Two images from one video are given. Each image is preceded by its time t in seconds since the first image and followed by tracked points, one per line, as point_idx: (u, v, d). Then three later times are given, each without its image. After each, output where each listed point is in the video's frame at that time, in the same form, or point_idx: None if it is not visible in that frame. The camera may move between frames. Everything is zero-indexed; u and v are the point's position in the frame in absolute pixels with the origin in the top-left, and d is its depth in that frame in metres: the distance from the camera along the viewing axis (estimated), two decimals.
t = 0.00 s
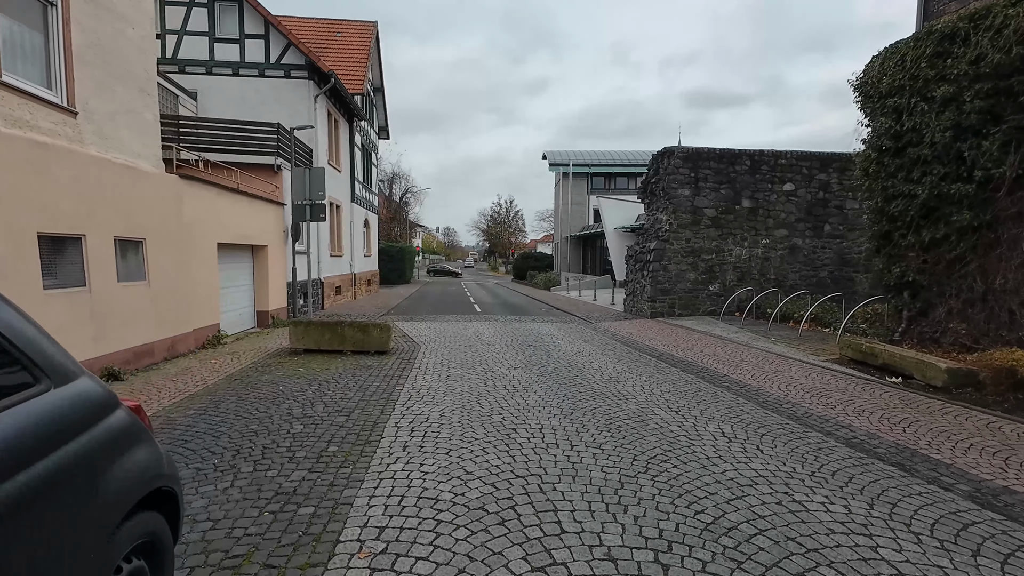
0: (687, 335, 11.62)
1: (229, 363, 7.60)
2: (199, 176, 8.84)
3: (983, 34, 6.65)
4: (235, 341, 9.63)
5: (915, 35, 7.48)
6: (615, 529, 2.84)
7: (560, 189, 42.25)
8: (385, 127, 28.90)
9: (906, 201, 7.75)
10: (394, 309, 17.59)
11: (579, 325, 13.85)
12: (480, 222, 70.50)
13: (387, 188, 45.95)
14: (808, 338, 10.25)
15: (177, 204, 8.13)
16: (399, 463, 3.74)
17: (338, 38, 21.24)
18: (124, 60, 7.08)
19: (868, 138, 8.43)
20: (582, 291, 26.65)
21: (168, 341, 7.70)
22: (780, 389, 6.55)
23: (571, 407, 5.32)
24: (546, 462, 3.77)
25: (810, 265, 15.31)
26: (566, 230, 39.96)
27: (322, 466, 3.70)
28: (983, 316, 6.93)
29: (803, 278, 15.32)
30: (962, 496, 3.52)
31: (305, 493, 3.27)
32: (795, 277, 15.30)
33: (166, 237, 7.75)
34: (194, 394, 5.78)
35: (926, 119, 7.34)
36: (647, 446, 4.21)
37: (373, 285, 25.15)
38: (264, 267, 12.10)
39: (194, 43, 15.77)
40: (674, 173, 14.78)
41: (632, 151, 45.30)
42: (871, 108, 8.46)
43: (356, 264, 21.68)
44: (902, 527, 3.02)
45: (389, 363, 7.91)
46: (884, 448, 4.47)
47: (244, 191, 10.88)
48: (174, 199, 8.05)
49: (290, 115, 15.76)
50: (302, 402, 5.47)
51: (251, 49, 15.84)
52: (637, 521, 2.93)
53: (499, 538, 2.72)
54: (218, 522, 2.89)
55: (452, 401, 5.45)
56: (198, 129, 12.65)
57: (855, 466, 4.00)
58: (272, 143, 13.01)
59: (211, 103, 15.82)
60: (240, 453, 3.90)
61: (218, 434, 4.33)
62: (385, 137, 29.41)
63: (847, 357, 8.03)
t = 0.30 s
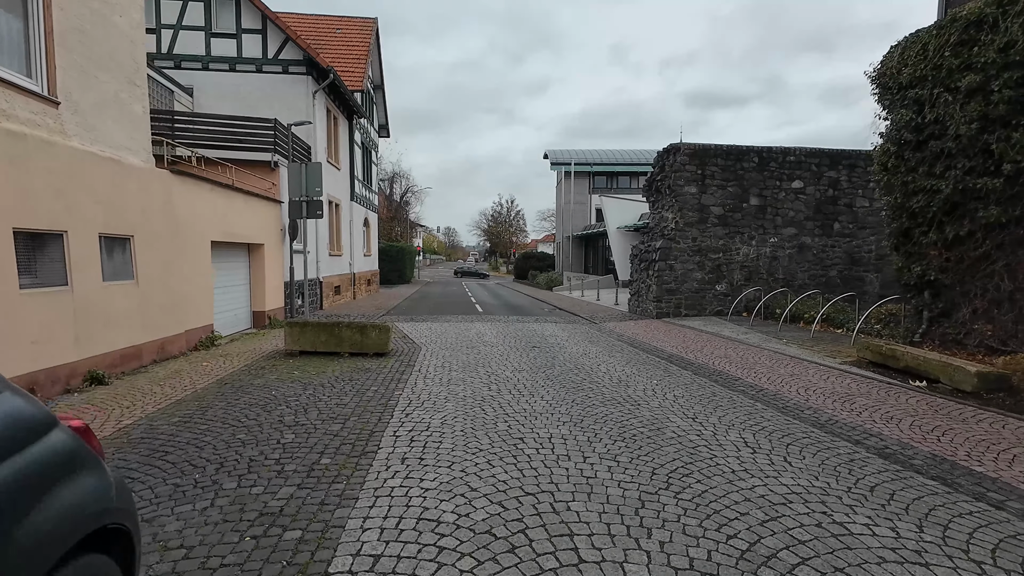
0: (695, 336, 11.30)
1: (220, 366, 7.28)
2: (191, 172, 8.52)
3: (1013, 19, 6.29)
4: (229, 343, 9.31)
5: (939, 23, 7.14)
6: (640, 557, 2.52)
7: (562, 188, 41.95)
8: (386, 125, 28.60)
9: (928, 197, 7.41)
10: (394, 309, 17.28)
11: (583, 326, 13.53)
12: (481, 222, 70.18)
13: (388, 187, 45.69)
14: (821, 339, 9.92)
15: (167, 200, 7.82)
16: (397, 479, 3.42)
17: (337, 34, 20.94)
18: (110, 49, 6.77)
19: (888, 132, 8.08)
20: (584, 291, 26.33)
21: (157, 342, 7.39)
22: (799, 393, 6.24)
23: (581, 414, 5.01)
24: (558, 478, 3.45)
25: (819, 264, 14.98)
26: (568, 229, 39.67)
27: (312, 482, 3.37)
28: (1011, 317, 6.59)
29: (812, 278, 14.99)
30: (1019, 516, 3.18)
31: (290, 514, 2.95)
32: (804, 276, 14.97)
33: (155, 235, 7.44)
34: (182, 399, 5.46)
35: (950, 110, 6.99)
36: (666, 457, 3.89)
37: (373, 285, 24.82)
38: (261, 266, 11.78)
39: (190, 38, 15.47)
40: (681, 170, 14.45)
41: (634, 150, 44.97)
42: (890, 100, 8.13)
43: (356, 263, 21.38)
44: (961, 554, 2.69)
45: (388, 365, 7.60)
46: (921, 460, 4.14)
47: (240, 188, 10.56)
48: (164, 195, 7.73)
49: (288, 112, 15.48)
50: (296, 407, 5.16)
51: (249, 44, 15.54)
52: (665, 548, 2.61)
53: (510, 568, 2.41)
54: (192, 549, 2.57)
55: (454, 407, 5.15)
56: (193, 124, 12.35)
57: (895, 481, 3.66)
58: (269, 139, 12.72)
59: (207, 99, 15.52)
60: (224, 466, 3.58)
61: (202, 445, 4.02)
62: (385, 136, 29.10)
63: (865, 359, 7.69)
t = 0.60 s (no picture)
0: (704, 339, 10.99)
1: (212, 373, 6.97)
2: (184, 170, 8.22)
3: None
4: (224, 347, 9.00)
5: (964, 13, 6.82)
6: None
7: (564, 188, 41.64)
8: (387, 124, 28.30)
9: (951, 196, 7.09)
10: (395, 311, 16.99)
11: (588, 328, 13.23)
12: (482, 222, 69.89)
13: (390, 187, 45.43)
14: (836, 343, 9.59)
15: (157, 198, 7.52)
16: (396, 504, 3.11)
17: (337, 32, 20.65)
18: (97, 42, 6.49)
19: (908, 128, 7.76)
20: (588, 292, 26.03)
21: (147, 347, 7.10)
22: (821, 402, 5.92)
23: (593, 426, 4.70)
24: (574, 503, 3.14)
25: (828, 265, 14.66)
26: (570, 230, 39.37)
27: (303, 509, 3.05)
28: None
29: (821, 279, 14.68)
30: None
31: (275, 548, 2.64)
32: (813, 277, 14.65)
33: (145, 235, 7.14)
34: (170, 409, 5.16)
35: (976, 105, 6.67)
36: (689, 476, 3.58)
37: (373, 286, 24.53)
38: (258, 267, 11.49)
39: (187, 35, 15.19)
40: (688, 169, 14.15)
41: (637, 150, 44.70)
42: (911, 95, 7.80)
43: (356, 264, 21.09)
44: None
45: (389, 371, 7.31)
46: (965, 480, 3.81)
47: (236, 187, 10.26)
48: (155, 194, 7.43)
49: (286, 110, 15.20)
50: (291, 418, 4.86)
51: (246, 40, 15.26)
52: None
53: None
54: None
55: (458, 419, 4.84)
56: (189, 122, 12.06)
57: (942, 505, 3.33)
58: (266, 137, 12.45)
59: (204, 97, 15.24)
60: (207, 490, 3.27)
61: (185, 463, 3.70)
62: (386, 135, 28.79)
63: (886, 365, 7.36)
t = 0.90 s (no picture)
0: (714, 340, 10.66)
1: (205, 375, 6.67)
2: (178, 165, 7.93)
3: None
4: (219, 348, 8.71)
5: None
6: None
7: (567, 187, 41.32)
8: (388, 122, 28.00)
9: (979, 191, 6.76)
10: (397, 311, 16.69)
11: (594, 329, 12.92)
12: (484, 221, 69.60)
13: (391, 186, 45.13)
14: (852, 345, 9.27)
15: (149, 194, 7.22)
16: (397, 526, 2.81)
17: (338, 28, 20.36)
18: (86, 29, 6.20)
19: (934, 121, 7.42)
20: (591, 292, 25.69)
21: (137, 349, 6.81)
22: (845, 408, 5.60)
23: (608, 434, 4.38)
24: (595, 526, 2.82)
25: (839, 264, 14.34)
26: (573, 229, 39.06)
27: (293, 532, 2.74)
28: None
29: (832, 278, 14.35)
30: None
31: None
32: (824, 277, 14.32)
33: (135, 232, 6.84)
34: (157, 415, 4.87)
35: (1009, 95, 6.33)
36: (718, 493, 3.27)
37: (374, 286, 24.24)
38: (256, 265, 11.20)
39: (184, 29, 14.89)
40: (696, 165, 13.83)
41: (640, 148, 44.37)
42: (936, 85, 7.46)
43: (357, 263, 20.80)
44: None
45: (389, 374, 7.01)
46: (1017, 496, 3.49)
47: (232, 183, 9.97)
48: (146, 189, 7.13)
49: (286, 106, 14.92)
50: (285, 425, 4.56)
51: (245, 35, 14.97)
52: None
53: None
54: None
55: (463, 426, 4.54)
56: (186, 117, 11.77)
57: (1000, 526, 3.01)
58: (265, 133, 12.17)
59: (202, 93, 14.95)
60: (188, 509, 2.97)
61: (167, 477, 3.40)
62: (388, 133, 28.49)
63: (909, 368, 7.03)
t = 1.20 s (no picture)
0: (726, 343, 10.33)
1: (197, 382, 6.38)
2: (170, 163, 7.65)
3: None
4: (214, 352, 8.44)
5: None
6: None
7: (571, 186, 40.97)
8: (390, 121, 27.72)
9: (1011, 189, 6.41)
10: (398, 312, 16.38)
11: (600, 331, 12.60)
12: (486, 221, 69.29)
13: (394, 186, 44.86)
14: (870, 349, 8.93)
15: (139, 193, 6.94)
16: (397, 564, 2.50)
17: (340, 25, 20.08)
18: (69, 20, 5.94)
19: (962, 115, 7.08)
20: (596, 292, 25.35)
21: (126, 354, 6.54)
22: (873, 419, 5.26)
23: (624, 450, 4.08)
24: (619, 562, 2.52)
25: (852, 264, 13.98)
26: (577, 229, 38.73)
27: (278, 570, 2.44)
28: None
29: (845, 279, 13.99)
30: None
31: None
32: (836, 278, 13.97)
33: (124, 232, 6.55)
34: (141, 427, 4.57)
35: None
36: (750, 521, 2.95)
37: (377, 286, 23.97)
38: (254, 266, 10.92)
39: (182, 26, 14.62)
40: (704, 163, 13.50)
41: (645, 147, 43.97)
42: (964, 77, 7.11)
43: (358, 264, 20.52)
44: None
45: (390, 380, 6.72)
46: None
47: (229, 181, 9.69)
48: (135, 187, 6.84)
49: (286, 104, 14.65)
50: (277, 439, 4.26)
51: (245, 32, 14.71)
52: None
53: None
54: None
55: (467, 440, 4.24)
56: (182, 115, 11.51)
57: None
58: (263, 131, 11.91)
59: (201, 90, 14.68)
60: (162, 541, 2.67)
61: (144, 501, 3.10)
62: (390, 132, 28.20)
63: (936, 375, 6.68)
